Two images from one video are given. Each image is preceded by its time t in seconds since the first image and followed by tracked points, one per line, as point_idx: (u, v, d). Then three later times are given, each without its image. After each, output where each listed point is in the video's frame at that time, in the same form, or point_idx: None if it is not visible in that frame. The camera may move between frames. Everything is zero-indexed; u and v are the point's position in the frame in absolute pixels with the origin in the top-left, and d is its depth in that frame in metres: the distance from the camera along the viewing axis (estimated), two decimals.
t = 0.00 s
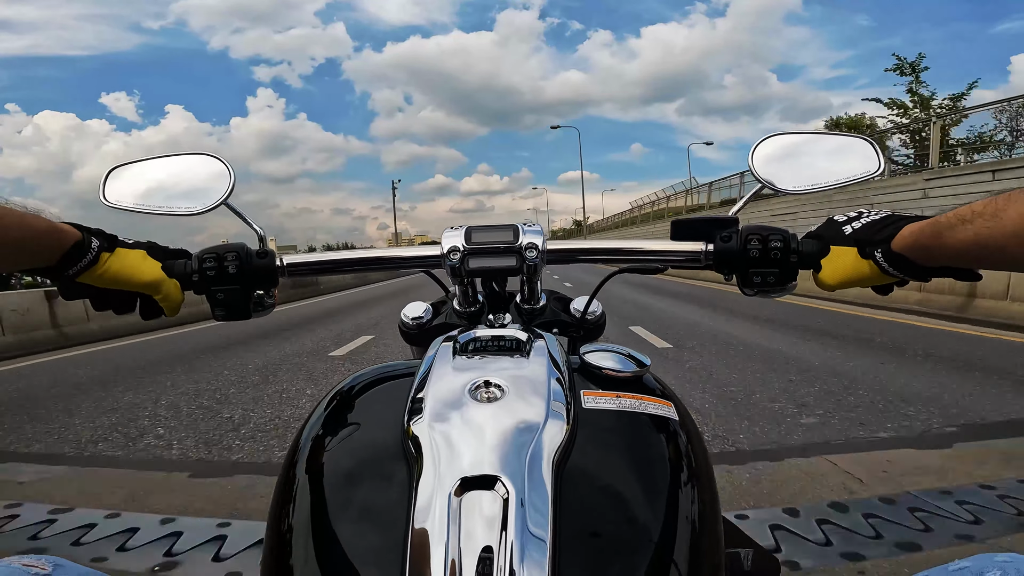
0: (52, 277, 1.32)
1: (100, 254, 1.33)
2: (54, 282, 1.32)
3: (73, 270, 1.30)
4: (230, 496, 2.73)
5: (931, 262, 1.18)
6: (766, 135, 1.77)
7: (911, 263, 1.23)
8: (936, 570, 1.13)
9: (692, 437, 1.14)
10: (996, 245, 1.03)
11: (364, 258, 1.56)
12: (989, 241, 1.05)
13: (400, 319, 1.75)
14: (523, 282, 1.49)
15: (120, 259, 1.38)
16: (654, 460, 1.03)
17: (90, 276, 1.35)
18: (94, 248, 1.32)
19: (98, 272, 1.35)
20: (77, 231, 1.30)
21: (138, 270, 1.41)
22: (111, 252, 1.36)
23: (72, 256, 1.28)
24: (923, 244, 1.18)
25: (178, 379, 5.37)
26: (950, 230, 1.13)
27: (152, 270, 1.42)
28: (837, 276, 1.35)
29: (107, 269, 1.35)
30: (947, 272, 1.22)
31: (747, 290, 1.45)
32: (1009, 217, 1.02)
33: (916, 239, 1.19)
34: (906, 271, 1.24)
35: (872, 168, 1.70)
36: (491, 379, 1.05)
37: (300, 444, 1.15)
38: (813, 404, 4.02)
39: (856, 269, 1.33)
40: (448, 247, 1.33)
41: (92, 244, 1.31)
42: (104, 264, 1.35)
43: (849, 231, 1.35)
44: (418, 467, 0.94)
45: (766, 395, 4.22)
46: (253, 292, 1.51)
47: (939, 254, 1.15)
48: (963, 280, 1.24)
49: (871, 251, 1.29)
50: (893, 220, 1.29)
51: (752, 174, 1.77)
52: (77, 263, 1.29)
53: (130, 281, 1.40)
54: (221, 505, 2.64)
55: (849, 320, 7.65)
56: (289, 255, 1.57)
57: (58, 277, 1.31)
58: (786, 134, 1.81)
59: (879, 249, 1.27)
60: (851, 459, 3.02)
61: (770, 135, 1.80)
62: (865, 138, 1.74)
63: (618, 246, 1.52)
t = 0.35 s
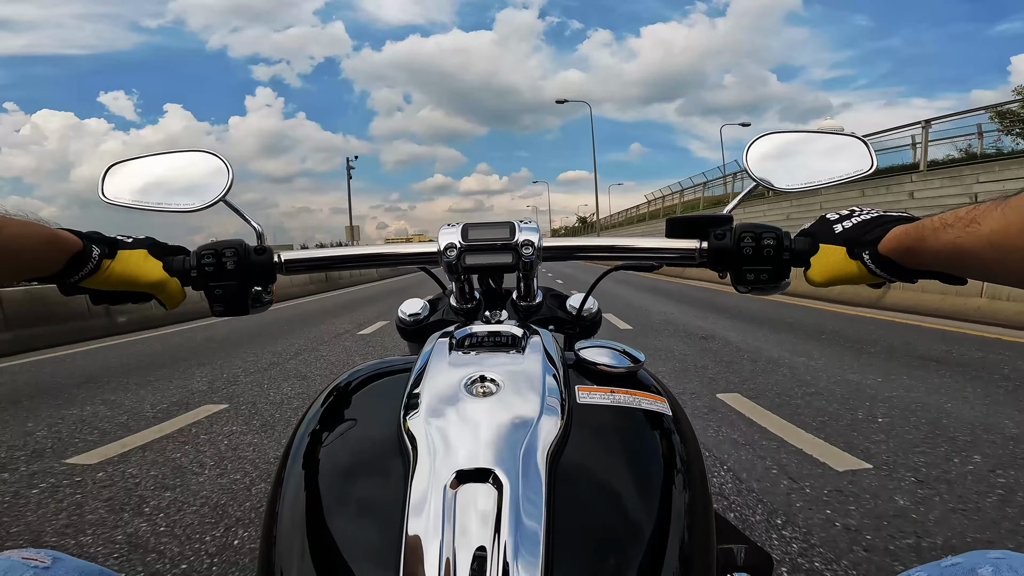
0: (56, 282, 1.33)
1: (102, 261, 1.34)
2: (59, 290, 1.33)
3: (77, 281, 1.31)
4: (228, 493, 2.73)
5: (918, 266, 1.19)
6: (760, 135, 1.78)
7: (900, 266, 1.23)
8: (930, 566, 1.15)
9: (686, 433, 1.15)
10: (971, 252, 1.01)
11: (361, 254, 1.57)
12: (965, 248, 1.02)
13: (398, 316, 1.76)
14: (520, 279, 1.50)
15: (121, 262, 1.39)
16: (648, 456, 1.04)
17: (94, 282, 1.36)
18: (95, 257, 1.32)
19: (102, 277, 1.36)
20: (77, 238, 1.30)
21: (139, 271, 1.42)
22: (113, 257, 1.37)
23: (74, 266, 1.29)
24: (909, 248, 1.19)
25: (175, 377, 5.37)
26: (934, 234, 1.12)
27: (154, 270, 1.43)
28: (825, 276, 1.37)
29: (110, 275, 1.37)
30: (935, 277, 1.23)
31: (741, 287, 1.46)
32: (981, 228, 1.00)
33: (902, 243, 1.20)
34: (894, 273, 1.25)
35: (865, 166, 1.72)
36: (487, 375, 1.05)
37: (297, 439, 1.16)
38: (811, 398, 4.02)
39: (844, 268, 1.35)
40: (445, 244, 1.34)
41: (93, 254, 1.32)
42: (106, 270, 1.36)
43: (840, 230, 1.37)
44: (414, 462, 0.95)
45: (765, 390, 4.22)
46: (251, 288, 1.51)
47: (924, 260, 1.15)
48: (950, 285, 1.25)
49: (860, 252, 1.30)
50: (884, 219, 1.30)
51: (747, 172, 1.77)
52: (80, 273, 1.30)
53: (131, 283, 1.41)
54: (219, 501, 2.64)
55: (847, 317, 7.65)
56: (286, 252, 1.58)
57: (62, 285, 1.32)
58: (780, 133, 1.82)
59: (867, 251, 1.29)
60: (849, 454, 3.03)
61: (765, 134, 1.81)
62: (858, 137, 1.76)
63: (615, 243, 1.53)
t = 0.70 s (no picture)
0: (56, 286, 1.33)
1: (103, 265, 1.34)
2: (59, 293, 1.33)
3: (77, 285, 1.31)
4: (227, 492, 2.73)
5: (914, 270, 1.20)
6: (759, 139, 1.79)
7: (896, 271, 1.24)
8: (922, 570, 1.16)
9: (683, 437, 1.16)
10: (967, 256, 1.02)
11: (361, 257, 1.57)
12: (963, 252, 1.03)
13: (397, 319, 1.77)
14: (519, 283, 1.50)
15: (122, 265, 1.39)
16: (646, 460, 1.04)
17: (93, 284, 1.36)
18: (96, 261, 1.32)
19: (101, 281, 1.36)
20: (77, 241, 1.31)
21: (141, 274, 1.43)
22: (113, 260, 1.37)
23: (74, 269, 1.29)
24: (906, 252, 1.20)
25: (173, 377, 5.36)
26: (931, 238, 1.12)
27: (155, 273, 1.43)
28: (823, 282, 1.38)
29: (110, 277, 1.37)
30: (931, 282, 1.24)
31: (738, 293, 1.47)
32: (977, 233, 1.01)
33: (899, 247, 1.21)
34: (892, 279, 1.26)
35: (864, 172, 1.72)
36: (486, 378, 1.06)
37: (296, 441, 1.16)
38: (809, 400, 4.04)
39: (843, 274, 1.36)
40: (445, 248, 1.34)
41: (94, 257, 1.32)
42: (107, 273, 1.36)
43: (839, 235, 1.38)
44: (413, 464, 0.96)
45: (762, 392, 4.23)
46: (251, 291, 1.52)
47: (921, 264, 1.16)
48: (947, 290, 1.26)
49: (859, 258, 1.31)
50: (881, 225, 1.31)
51: (746, 175, 1.78)
52: (80, 276, 1.30)
53: (132, 285, 1.41)
54: (218, 501, 2.64)
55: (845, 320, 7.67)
56: (286, 255, 1.58)
57: (62, 289, 1.31)
58: (780, 137, 1.83)
59: (866, 256, 1.30)
60: (847, 456, 3.03)
61: (764, 138, 1.82)
62: (857, 143, 1.76)
63: (615, 247, 1.54)
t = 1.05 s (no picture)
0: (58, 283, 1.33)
1: (104, 262, 1.33)
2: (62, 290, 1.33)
3: (79, 283, 1.31)
4: (227, 492, 2.71)
5: (926, 269, 1.19)
6: (764, 139, 1.79)
7: (908, 270, 1.23)
8: (931, 568, 1.15)
9: (690, 435, 1.15)
10: (981, 255, 1.01)
11: (364, 253, 1.56)
12: (976, 251, 1.03)
13: (400, 316, 1.76)
14: (524, 280, 1.49)
15: (123, 262, 1.38)
16: (653, 458, 1.04)
17: (95, 282, 1.36)
18: (97, 259, 1.31)
19: (103, 278, 1.35)
20: (79, 238, 1.30)
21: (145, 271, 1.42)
22: (114, 257, 1.36)
23: (75, 267, 1.28)
24: (917, 252, 1.19)
25: (172, 374, 5.34)
26: (943, 238, 1.12)
27: (158, 268, 1.42)
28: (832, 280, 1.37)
29: (112, 275, 1.36)
30: (941, 281, 1.23)
31: (745, 290, 1.46)
32: (994, 232, 1.00)
33: (911, 246, 1.20)
34: (902, 278, 1.26)
35: (870, 170, 1.71)
36: (492, 375, 1.05)
37: (299, 439, 1.15)
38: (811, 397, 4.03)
39: (852, 272, 1.35)
40: (450, 244, 1.33)
41: (95, 254, 1.31)
42: (108, 270, 1.35)
43: (848, 233, 1.37)
44: (418, 461, 0.95)
45: (764, 390, 4.22)
46: (253, 287, 1.50)
47: (934, 263, 1.15)
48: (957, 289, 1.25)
49: (868, 256, 1.30)
50: (892, 223, 1.30)
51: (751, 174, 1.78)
52: (81, 275, 1.29)
53: (134, 282, 1.41)
54: (217, 501, 2.62)
55: (846, 321, 7.66)
56: (289, 250, 1.57)
57: (65, 287, 1.32)
58: (785, 136, 1.82)
59: (876, 255, 1.29)
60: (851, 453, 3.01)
61: (770, 136, 1.81)
62: (864, 140, 1.75)
63: (620, 244, 1.53)
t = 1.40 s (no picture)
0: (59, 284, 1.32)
1: (105, 262, 1.33)
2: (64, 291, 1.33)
3: (81, 282, 1.30)
4: (225, 490, 2.70)
5: (919, 267, 1.19)
6: (761, 139, 1.80)
7: (903, 268, 1.24)
8: (930, 566, 1.16)
9: (690, 433, 1.16)
10: (974, 254, 1.02)
11: (364, 253, 1.56)
12: (969, 250, 1.03)
13: (399, 315, 1.76)
14: (523, 279, 1.50)
15: (125, 261, 1.38)
16: (653, 456, 1.04)
17: (96, 282, 1.35)
18: (99, 258, 1.31)
19: (105, 278, 1.35)
20: (79, 238, 1.29)
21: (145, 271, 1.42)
22: (116, 257, 1.36)
23: (77, 266, 1.28)
24: (912, 250, 1.19)
25: (170, 373, 5.33)
26: (938, 237, 1.12)
27: (158, 269, 1.42)
28: (828, 278, 1.38)
29: (115, 275, 1.36)
30: (936, 279, 1.24)
31: (742, 289, 1.47)
32: (988, 230, 1.00)
33: (907, 245, 1.20)
34: (896, 275, 1.26)
35: (867, 170, 1.71)
36: (492, 374, 1.05)
37: (299, 439, 1.15)
38: (809, 397, 4.04)
39: (847, 270, 1.35)
40: (449, 243, 1.33)
41: (96, 253, 1.31)
42: (109, 270, 1.35)
43: (843, 232, 1.37)
44: (419, 461, 0.95)
45: (762, 389, 4.23)
46: (253, 287, 1.51)
47: (927, 261, 1.16)
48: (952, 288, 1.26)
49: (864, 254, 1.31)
50: (888, 223, 1.31)
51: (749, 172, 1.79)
52: (83, 274, 1.29)
53: (135, 282, 1.40)
54: (215, 500, 2.61)
55: (843, 320, 7.67)
56: (288, 250, 1.57)
57: (66, 287, 1.32)
58: (784, 135, 1.83)
59: (872, 253, 1.30)
60: (849, 453, 3.02)
61: (768, 136, 1.82)
62: (861, 140, 1.75)
63: (620, 243, 1.54)
